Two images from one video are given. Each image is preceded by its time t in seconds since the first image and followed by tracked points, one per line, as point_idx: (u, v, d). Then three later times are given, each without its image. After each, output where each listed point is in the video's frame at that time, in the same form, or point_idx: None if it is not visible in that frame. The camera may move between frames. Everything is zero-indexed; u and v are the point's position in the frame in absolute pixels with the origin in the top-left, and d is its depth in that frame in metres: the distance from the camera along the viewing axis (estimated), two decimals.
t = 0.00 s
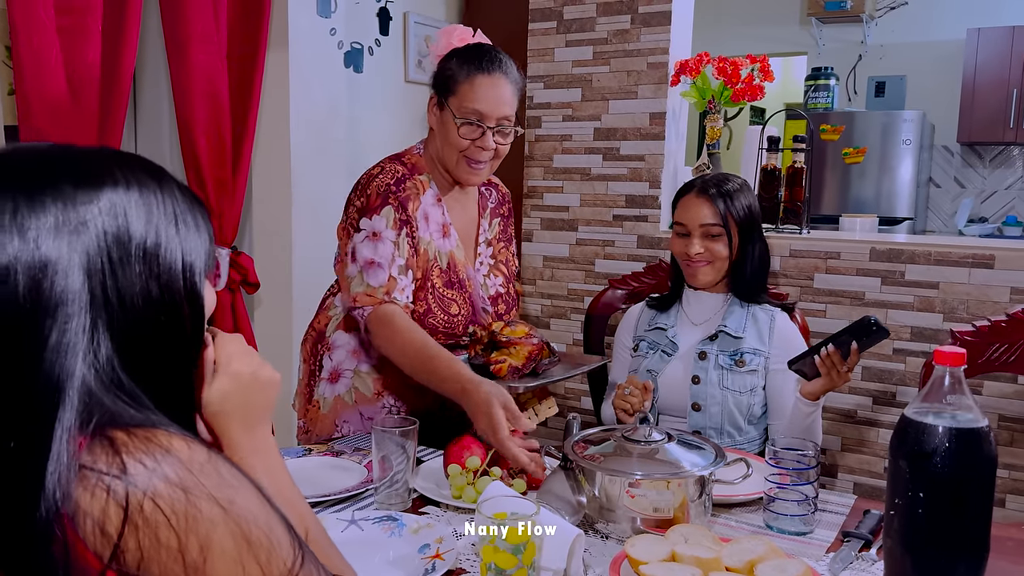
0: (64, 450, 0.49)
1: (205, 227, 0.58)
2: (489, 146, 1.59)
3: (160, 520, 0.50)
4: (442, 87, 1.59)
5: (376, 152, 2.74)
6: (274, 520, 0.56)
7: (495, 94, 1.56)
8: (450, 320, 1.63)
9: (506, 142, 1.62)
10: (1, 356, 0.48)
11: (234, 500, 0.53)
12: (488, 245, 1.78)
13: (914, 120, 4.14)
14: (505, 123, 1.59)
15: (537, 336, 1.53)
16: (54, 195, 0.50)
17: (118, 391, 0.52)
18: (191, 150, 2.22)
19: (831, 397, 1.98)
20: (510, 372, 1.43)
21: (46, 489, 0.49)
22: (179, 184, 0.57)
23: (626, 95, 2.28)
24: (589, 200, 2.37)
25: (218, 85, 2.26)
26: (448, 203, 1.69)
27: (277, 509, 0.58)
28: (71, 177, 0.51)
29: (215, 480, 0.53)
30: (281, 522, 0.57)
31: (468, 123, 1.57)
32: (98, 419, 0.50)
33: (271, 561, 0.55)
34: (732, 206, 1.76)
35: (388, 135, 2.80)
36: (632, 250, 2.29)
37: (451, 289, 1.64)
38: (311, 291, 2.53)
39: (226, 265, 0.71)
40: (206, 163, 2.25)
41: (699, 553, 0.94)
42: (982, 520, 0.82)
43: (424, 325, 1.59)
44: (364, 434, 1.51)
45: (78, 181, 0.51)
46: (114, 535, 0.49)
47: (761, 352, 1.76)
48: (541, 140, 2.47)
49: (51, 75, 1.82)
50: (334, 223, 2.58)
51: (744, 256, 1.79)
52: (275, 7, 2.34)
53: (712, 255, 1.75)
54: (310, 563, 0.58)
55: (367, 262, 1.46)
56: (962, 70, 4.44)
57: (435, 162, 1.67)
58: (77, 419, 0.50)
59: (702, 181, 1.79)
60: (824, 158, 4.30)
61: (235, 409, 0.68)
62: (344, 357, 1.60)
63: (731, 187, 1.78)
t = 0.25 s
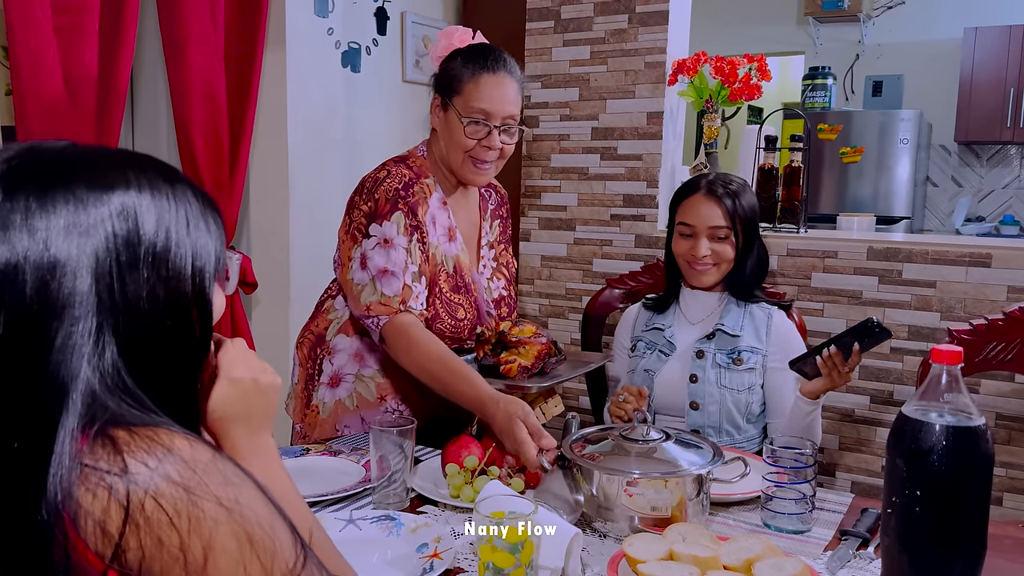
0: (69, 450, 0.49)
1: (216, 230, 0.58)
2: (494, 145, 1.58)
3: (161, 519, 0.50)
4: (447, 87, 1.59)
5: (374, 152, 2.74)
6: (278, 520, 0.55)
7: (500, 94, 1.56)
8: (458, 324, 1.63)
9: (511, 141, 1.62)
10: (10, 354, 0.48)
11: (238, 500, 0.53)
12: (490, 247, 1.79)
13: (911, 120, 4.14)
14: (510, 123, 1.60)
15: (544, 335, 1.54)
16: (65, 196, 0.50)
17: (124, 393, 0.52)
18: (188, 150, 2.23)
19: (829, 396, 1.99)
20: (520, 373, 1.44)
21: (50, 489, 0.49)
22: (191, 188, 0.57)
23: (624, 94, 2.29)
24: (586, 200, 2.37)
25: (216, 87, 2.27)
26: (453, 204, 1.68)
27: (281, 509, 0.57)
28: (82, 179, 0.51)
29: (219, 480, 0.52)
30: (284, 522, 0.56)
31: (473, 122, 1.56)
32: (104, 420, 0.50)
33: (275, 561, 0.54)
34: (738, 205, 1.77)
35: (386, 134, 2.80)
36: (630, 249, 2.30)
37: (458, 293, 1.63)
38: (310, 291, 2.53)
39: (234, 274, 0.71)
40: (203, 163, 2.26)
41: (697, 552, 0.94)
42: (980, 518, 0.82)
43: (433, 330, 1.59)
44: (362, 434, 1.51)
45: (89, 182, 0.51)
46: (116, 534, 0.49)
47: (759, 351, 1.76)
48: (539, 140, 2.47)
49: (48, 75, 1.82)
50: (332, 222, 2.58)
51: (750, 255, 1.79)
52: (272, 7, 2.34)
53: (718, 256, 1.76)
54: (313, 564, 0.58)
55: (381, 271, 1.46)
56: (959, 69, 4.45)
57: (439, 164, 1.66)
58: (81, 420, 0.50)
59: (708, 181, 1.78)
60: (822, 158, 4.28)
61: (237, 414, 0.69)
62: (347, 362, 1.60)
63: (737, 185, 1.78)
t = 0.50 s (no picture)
0: (70, 449, 0.49)
1: (223, 234, 0.58)
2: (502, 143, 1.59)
3: (162, 520, 0.49)
4: (451, 86, 1.59)
5: (371, 152, 2.74)
6: (279, 520, 0.55)
7: (505, 92, 1.56)
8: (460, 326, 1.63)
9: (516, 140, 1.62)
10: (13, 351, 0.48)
11: (240, 500, 0.53)
12: (493, 249, 1.79)
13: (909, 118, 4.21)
14: (515, 122, 1.60)
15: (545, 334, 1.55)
16: (72, 194, 0.50)
17: (127, 393, 0.52)
18: (186, 150, 2.23)
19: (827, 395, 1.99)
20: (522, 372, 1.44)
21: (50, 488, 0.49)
22: (200, 190, 0.57)
23: (622, 94, 2.29)
24: (584, 199, 2.38)
25: (214, 89, 2.27)
26: (454, 205, 1.68)
27: (283, 508, 0.57)
28: (91, 177, 0.51)
29: (221, 480, 0.52)
30: (286, 521, 0.56)
31: (479, 121, 1.56)
32: (106, 420, 0.50)
33: (277, 560, 0.54)
34: (748, 203, 1.77)
35: (384, 134, 2.80)
36: (628, 249, 2.30)
37: (462, 295, 1.63)
38: (308, 291, 2.53)
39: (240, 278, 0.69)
40: (201, 163, 2.26)
41: (695, 550, 0.94)
42: (977, 516, 0.82)
43: (436, 334, 1.58)
44: (360, 433, 1.51)
45: (97, 180, 0.51)
46: (117, 534, 0.49)
47: (765, 350, 1.77)
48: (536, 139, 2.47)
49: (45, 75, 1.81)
50: (330, 222, 2.57)
51: (758, 253, 1.79)
52: (270, 6, 2.33)
53: (727, 255, 1.76)
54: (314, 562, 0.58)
55: (381, 279, 1.45)
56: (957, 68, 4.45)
57: (442, 164, 1.65)
58: (83, 419, 0.50)
59: (717, 177, 1.78)
60: (820, 157, 4.28)
61: (236, 417, 0.69)
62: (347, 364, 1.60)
63: (745, 182, 1.78)
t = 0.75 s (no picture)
0: (63, 453, 0.49)
1: (220, 243, 0.58)
2: (498, 144, 1.58)
3: (156, 521, 0.50)
4: (449, 87, 1.58)
5: (369, 152, 2.74)
6: (273, 521, 0.56)
7: (503, 93, 1.56)
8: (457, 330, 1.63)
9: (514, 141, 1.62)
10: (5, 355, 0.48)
11: (234, 502, 0.53)
12: (490, 252, 1.79)
13: (904, 118, 4.14)
14: (513, 122, 1.59)
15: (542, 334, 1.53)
16: (69, 198, 0.50)
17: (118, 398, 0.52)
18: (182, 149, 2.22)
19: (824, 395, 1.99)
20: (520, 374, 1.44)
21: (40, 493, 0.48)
22: (199, 198, 0.57)
23: (619, 94, 2.29)
24: (582, 199, 2.38)
25: (211, 86, 2.26)
26: (452, 208, 1.68)
27: (277, 510, 0.58)
28: (88, 182, 0.51)
29: (215, 481, 0.53)
30: (280, 522, 0.57)
31: (478, 121, 1.56)
32: (99, 425, 0.50)
33: (270, 561, 0.55)
34: (748, 204, 1.76)
35: (381, 134, 2.80)
36: (626, 249, 2.30)
37: (458, 300, 1.63)
38: (306, 291, 2.53)
39: (237, 290, 0.70)
40: (198, 162, 2.25)
41: (692, 551, 0.94)
42: (972, 516, 0.82)
43: (431, 338, 1.58)
44: (357, 434, 1.51)
45: (94, 184, 0.51)
46: (111, 536, 0.49)
47: (769, 358, 1.76)
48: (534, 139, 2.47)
49: (41, 75, 1.81)
50: (327, 222, 2.57)
51: (760, 256, 1.78)
52: (267, 6, 2.33)
53: (726, 257, 1.75)
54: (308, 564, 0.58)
55: (375, 285, 1.45)
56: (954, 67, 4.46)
57: (440, 168, 1.65)
58: (75, 423, 0.49)
59: (716, 180, 1.78)
60: (817, 157, 4.29)
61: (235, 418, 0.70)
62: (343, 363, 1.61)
63: (746, 184, 1.77)
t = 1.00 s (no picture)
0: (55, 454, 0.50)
1: (212, 244, 0.58)
2: (489, 146, 1.58)
3: (149, 519, 0.49)
4: (442, 88, 1.58)
5: (366, 152, 2.74)
6: (266, 520, 0.55)
7: (496, 94, 1.55)
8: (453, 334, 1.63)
9: (506, 143, 1.62)
10: None
11: (227, 500, 0.53)
12: (484, 253, 1.78)
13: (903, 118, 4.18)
14: (505, 124, 1.59)
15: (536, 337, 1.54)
16: (58, 203, 0.50)
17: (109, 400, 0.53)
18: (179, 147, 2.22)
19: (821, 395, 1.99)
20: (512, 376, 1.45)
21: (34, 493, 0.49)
22: (191, 199, 0.56)
23: (616, 94, 2.29)
24: (579, 199, 2.38)
25: (207, 84, 2.26)
26: (445, 209, 1.68)
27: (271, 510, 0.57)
28: (76, 186, 0.51)
29: (209, 480, 0.52)
30: (274, 521, 0.56)
31: (469, 123, 1.56)
32: (90, 427, 0.50)
33: (264, 560, 0.55)
34: (741, 205, 1.76)
35: (379, 134, 2.80)
36: (623, 249, 2.30)
37: (452, 302, 1.62)
38: (303, 291, 2.53)
39: (231, 292, 0.70)
40: (194, 162, 2.25)
41: (692, 553, 0.94)
42: (970, 516, 0.82)
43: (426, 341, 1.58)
44: (354, 434, 1.51)
45: (82, 189, 0.51)
46: (103, 535, 0.49)
47: (768, 361, 1.76)
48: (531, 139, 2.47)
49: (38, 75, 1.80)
50: (325, 222, 2.57)
51: (754, 258, 1.78)
52: (264, 6, 2.33)
53: (719, 259, 1.75)
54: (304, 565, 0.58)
55: (375, 283, 1.46)
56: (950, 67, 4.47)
57: (434, 169, 1.65)
58: (66, 425, 0.50)
59: (711, 183, 1.79)
60: (814, 157, 4.29)
61: (232, 423, 0.72)
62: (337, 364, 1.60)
63: (740, 186, 1.77)
